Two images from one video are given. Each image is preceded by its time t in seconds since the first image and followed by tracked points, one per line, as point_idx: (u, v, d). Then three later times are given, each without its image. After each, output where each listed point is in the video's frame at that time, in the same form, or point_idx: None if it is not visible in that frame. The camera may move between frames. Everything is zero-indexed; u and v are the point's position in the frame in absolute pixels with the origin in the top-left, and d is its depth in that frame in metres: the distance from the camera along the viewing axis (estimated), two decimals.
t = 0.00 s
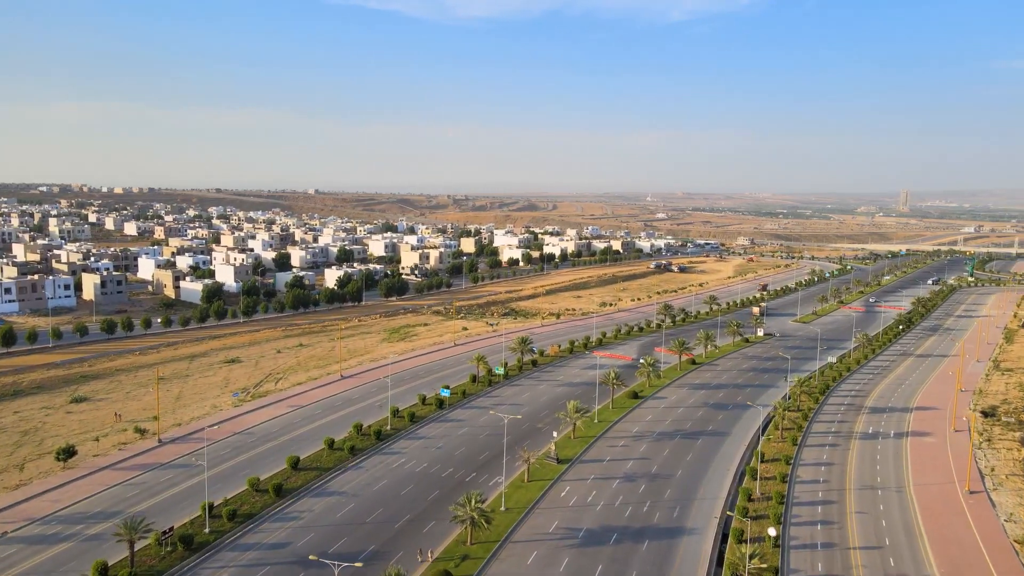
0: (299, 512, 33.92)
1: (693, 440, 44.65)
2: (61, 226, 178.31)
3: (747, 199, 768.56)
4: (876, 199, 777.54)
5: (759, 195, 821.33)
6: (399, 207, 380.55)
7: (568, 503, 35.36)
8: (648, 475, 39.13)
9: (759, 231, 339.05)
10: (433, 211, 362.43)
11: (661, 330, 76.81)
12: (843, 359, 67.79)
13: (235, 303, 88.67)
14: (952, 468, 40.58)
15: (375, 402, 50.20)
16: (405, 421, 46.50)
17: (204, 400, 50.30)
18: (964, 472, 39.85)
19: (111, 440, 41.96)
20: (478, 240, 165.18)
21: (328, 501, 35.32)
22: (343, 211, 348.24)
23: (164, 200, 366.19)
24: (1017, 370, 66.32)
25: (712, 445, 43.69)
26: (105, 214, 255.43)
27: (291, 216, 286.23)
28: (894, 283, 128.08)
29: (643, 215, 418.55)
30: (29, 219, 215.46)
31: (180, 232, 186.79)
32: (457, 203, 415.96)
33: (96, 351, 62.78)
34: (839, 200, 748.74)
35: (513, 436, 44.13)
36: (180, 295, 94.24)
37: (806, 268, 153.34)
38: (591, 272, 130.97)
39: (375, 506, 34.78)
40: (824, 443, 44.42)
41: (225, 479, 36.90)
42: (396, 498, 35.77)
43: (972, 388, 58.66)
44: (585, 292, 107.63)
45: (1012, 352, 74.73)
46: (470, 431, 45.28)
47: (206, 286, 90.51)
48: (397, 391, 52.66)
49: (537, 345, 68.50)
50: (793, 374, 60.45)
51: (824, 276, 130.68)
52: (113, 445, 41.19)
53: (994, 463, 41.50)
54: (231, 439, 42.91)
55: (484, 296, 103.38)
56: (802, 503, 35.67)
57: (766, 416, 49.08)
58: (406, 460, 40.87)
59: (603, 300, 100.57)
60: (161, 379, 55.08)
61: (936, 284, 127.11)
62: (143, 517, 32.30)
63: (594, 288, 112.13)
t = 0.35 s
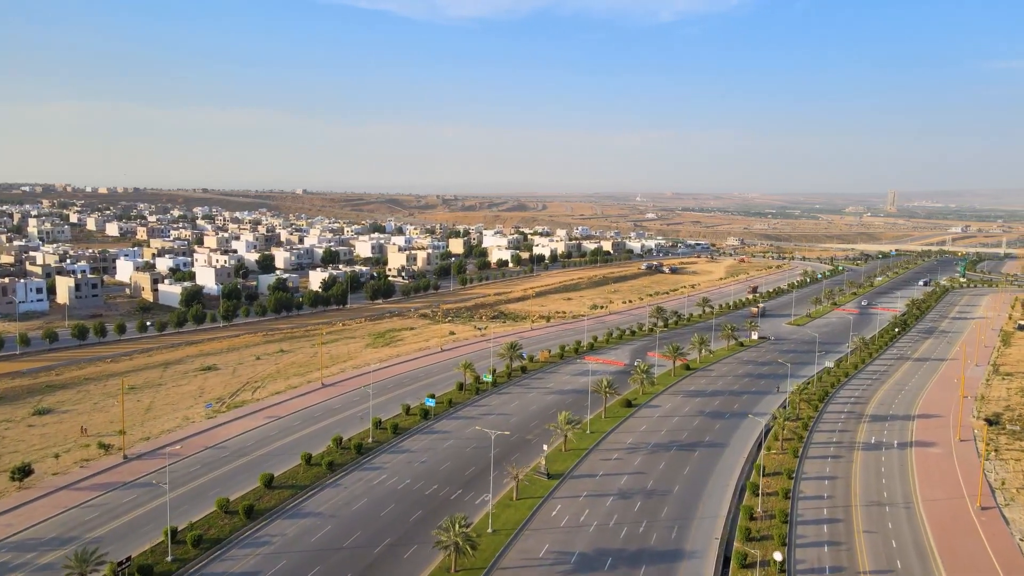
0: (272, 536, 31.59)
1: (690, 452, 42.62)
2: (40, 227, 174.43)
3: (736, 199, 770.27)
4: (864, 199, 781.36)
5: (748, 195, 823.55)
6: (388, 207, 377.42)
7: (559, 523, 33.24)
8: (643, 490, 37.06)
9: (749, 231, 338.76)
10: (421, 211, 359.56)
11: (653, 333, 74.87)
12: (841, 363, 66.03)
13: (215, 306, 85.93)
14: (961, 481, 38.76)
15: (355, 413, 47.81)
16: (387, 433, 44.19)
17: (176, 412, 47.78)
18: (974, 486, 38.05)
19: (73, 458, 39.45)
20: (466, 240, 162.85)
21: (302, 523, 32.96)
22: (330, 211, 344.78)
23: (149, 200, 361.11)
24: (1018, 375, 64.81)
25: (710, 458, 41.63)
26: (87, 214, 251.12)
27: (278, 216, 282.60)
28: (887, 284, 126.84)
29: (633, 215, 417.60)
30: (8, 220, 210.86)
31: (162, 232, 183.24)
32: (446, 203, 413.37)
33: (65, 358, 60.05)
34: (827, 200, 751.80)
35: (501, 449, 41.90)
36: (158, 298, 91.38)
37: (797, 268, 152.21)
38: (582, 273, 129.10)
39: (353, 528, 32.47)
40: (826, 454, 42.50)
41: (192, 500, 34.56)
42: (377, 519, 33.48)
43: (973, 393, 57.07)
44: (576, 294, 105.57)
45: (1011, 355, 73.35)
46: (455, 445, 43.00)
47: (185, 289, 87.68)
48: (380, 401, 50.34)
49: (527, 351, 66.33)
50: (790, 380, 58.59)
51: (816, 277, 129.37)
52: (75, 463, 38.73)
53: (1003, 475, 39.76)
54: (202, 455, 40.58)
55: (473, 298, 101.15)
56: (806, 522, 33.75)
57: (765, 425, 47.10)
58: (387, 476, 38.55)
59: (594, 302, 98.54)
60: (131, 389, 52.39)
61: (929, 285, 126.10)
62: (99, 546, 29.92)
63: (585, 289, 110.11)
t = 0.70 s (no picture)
0: (243, 561, 29.48)
1: (687, 463, 40.79)
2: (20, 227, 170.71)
3: (726, 199, 771.87)
4: (852, 199, 784.96)
5: (737, 195, 825.73)
6: (377, 207, 374.60)
7: (551, 544, 31.27)
8: (639, 507, 35.16)
9: (740, 231, 338.55)
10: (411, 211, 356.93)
11: (646, 337, 73.11)
12: (838, 368, 64.49)
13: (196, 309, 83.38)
14: (970, 493, 37.11)
15: (337, 424, 45.64)
16: (370, 446, 42.15)
17: (147, 423, 45.46)
18: (985, 499, 36.40)
19: (34, 474, 37.16)
20: (456, 241, 160.68)
21: (276, 546, 30.81)
22: (318, 211, 341.61)
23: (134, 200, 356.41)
24: (1017, 379, 63.48)
25: (708, 470, 39.80)
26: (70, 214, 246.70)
27: (265, 216, 279.20)
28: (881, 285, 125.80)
29: (623, 215, 416.26)
30: None
31: (146, 233, 179.99)
32: (436, 203, 410.96)
33: (36, 366, 57.55)
34: (816, 200, 754.74)
35: (490, 463, 39.86)
36: (137, 301, 88.75)
37: (789, 269, 151.14)
38: (573, 274, 127.39)
39: (331, 551, 30.37)
40: (829, 465, 40.73)
41: (158, 522, 32.34)
42: (356, 541, 31.36)
43: (974, 399, 55.59)
44: (567, 296, 103.78)
45: (1009, 358, 72.14)
46: (441, 458, 40.95)
47: (165, 292, 85.01)
48: (364, 411, 48.19)
49: (516, 356, 64.37)
50: (787, 387, 56.93)
51: (809, 278, 128.23)
52: (36, 480, 36.48)
53: (1013, 486, 38.17)
54: (172, 471, 38.36)
55: (462, 300, 99.10)
56: (811, 541, 31.98)
57: (764, 435, 45.34)
58: (369, 493, 36.41)
59: (585, 304, 96.77)
60: (102, 399, 49.92)
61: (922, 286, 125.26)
62: (55, 575, 27.69)
63: (576, 291, 108.33)
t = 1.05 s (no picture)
0: None
1: (681, 477, 38.74)
2: None
3: (713, 199, 774.01)
4: (837, 199, 789.63)
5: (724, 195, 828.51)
6: (362, 207, 371.30)
7: (539, 569, 29.15)
8: (633, 526, 33.05)
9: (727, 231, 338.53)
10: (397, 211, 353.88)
11: (636, 342, 71.17)
12: (833, 372, 62.79)
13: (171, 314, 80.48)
14: (978, 508, 35.34)
15: (312, 437, 43.21)
16: (347, 461, 39.80)
17: (109, 438, 42.82)
18: (994, 514, 34.64)
19: None
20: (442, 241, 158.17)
21: None
22: (303, 211, 337.88)
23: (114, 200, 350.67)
24: (1015, 383, 62.03)
25: (703, 484, 37.77)
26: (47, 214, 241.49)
27: (248, 217, 275.15)
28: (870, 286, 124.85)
29: (610, 215, 414.88)
30: None
31: (125, 234, 176.21)
32: (422, 203, 408.10)
33: None
34: (801, 200, 758.64)
35: (474, 480, 37.60)
36: (110, 305, 85.68)
37: (778, 270, 150.00)
38: (561, 275, 125.43)
39: None
40: (830, 479, 38.83)
41: (113, 550, 29.84)
42: (330, 568, 29.03)
43: (974, 405, 53.99)
44: (554, 298, 101.70)
45: (1004, 361, 70.82)
46: (423, 474, 38.64)
47: (138, 295, 81.99)
48: (341, 423, 45.75)
49: (503, 362, 62.14)
50: (782, 393, 55.10)
51: (798, 279, 127.03)
52: None
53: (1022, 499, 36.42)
54: (132, 492, 35.84)
55: (447, 303, 96.78)
56: (816, 563, 30.02)
57: (761, 445, 43.39)
58: (345, 514, 34.05)
59: (573, 307, 94.72)
60: (63, 411, 47.17)
61: (912, 287, 124.34)
62: None
63: (563, 293, 106.31)
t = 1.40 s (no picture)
0: None
1: (669, 491, 36.95)
2: None
3: (692, 199, 778.11)
4: (815, 199, 797.81)
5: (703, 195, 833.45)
6: (341, 207, 367.02)
7: None
8: (619, 547, 31.17)
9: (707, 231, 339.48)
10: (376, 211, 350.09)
11: (618, 346, 69.43)
12: (818, 376, 61.49)
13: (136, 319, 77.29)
14: (976, 522, 33.96)
15: (279, 452, 40.78)
16: (315, 478, 37.49)
17: (60, 455, 40.07)
18: (993, 528, 33.27)
19: None
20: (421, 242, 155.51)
21: None
22: (280, 211, 332.93)
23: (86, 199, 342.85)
24: (1001, 386, 61.20)
25: (692, 499, 36.00)
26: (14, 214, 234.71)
27: (223, 217, 269.87)
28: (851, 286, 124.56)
29: (591, 215, 414.66)
30: None
31: (94, 235, 171.39)
32: (402, 202, 404.59)
33: None
34: (779, 200, 765.45)
35: (450, 497, 35.49)
36: (72, 310, 82.21)
37: (759, 270, 149.49)
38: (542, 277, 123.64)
39: None
40: (822, 491, 37.27)
41: None
42: None
43: (962, 410, 52.92)
44: (535, 300, 99.80)
45: (988, 363, 70.16)
46: (396, 491, 36.42)
47: (102, 299, 78.65)
48: (310, 435, 43.37)
49: (481, 368, 60.03)
50: (768, 399, 53.61)
51: (780, 280, 126.44)
52: None
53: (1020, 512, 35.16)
54: (80, 514, 33.29)
55: (426, 305, 94.43)
56: None
57: (749, 456, 41.74)
58: (311, 537, 31.76)
59: (554, 309, 92.84)
60: (12, 425, 44.24)
61: (892, 287, 124.20)
62: None
63: (544, 295, 104.45)
